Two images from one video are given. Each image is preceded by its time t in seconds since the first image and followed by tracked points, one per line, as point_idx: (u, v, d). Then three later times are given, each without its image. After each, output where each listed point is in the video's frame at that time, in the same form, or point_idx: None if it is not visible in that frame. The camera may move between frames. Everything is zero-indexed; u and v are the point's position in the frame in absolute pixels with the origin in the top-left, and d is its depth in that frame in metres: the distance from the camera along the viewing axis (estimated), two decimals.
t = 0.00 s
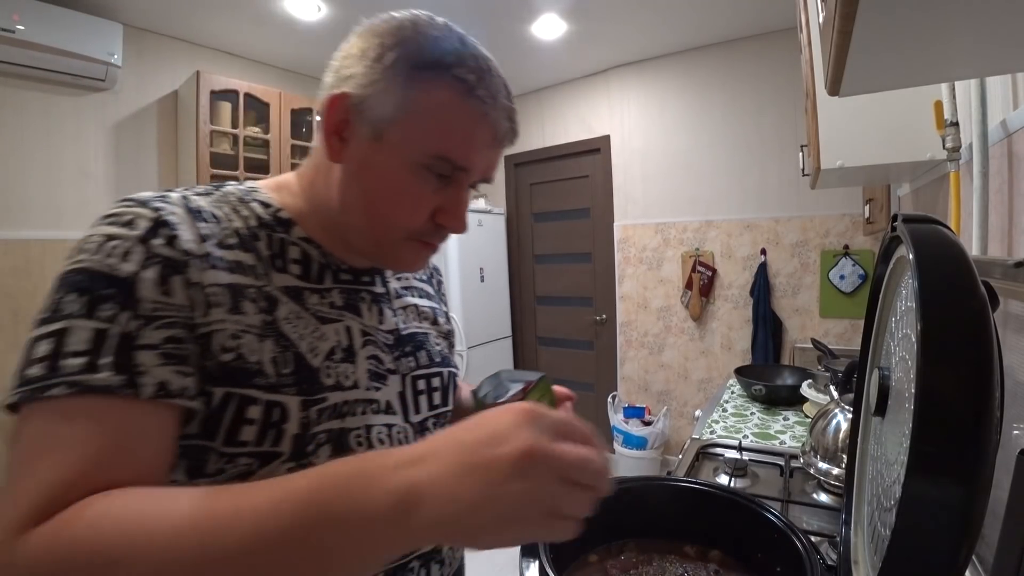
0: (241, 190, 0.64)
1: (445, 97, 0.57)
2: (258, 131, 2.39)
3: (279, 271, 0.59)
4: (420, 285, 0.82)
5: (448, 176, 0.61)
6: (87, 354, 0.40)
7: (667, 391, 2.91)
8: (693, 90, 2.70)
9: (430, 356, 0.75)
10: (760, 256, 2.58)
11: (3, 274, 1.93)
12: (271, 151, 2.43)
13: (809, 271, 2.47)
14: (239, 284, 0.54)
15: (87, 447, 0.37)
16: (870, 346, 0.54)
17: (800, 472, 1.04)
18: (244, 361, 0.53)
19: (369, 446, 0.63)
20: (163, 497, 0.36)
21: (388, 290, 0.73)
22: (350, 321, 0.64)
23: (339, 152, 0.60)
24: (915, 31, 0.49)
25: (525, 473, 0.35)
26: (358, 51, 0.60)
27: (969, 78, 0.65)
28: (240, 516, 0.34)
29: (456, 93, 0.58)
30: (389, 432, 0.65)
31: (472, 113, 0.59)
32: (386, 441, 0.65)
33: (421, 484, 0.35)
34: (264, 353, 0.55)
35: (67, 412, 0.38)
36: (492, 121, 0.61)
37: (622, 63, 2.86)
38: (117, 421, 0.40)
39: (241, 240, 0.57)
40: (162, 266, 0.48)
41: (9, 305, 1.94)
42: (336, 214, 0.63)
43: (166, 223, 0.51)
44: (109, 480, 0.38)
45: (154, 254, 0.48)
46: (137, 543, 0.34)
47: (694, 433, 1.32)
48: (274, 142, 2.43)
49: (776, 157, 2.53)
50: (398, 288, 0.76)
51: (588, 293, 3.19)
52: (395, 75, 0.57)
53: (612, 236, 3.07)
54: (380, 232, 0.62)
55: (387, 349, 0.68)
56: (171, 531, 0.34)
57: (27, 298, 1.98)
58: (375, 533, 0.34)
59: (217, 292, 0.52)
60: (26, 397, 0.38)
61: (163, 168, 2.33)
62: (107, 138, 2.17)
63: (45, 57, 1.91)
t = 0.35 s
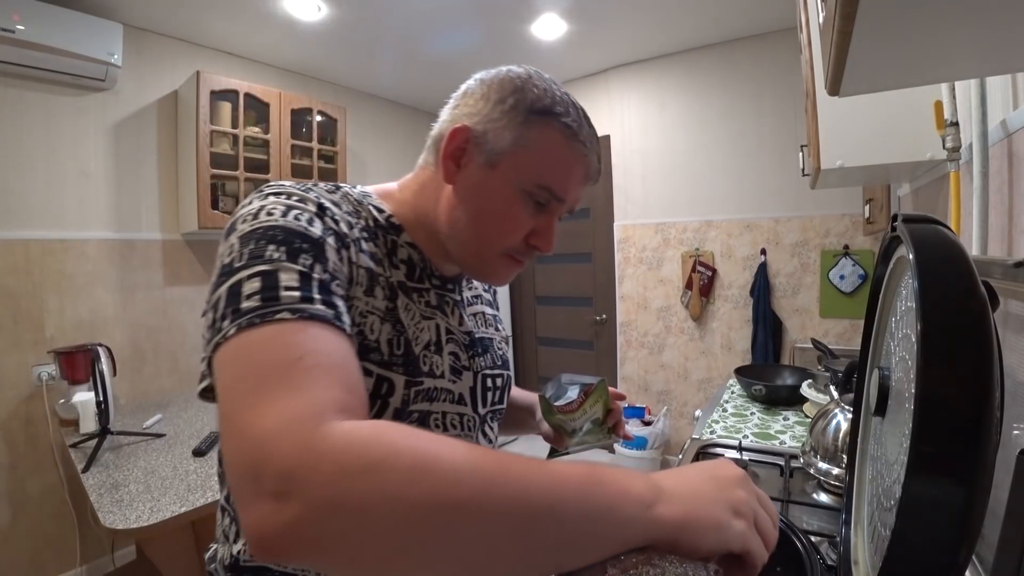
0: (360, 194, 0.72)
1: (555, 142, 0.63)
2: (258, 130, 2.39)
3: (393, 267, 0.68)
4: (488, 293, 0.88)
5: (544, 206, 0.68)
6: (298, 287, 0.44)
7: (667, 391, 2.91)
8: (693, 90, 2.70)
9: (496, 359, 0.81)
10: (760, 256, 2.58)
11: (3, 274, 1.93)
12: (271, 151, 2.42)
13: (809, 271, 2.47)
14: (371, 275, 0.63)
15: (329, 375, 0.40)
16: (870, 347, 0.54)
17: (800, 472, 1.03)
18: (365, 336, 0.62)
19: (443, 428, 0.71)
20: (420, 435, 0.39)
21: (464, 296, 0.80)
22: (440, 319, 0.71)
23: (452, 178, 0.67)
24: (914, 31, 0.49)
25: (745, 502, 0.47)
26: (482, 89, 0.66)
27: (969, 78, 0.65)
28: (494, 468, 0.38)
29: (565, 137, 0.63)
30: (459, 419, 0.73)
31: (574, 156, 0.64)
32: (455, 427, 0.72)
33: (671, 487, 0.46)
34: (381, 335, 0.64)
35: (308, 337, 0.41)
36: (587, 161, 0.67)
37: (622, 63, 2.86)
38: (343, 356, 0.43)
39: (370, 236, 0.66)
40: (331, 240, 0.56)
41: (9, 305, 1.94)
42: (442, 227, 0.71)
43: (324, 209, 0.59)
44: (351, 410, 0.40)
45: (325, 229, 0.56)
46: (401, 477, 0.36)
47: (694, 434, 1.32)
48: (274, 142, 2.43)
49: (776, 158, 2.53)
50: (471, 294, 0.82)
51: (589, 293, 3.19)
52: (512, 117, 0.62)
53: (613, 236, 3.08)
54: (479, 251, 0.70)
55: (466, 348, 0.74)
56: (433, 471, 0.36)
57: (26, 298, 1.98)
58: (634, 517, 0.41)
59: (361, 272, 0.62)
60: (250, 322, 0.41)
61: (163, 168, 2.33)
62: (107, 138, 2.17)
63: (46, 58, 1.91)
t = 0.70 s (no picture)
0: (388, 196, 0.72)
1: (575, 154, 0.63)
2: (258, 131, 2.39)
3: (418, 263, 0.69)
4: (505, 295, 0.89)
5: (562, 213, 0.68)
6: (343, 271, 0.45)
7: (667, 391, 2.91)
8: (693, 90, 2.70)
9: (511, 358, 0.82)
10: (760, 256, 2.58)
11: (3, 274, 1.93)
12: (271, 151, 2.42)
13: (809, 271, 2.47)
14: (400, 268, 0.64)
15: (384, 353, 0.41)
16: (869, 347, 0.54)
17: (800, 472, 1.04)
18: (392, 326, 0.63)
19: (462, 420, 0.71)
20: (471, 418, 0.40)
21: (483, 296, 0.81)
22: (460, 316, 0.72)
23: (476, 185, 0.67)
24: (915, 31, 0.49)
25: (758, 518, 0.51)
26: (507, 101, 0.66)
27: (969, 78, 0.65)
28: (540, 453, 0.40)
29: (584, 149, 0.63)
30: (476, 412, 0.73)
31: (592, 167, 0.65)
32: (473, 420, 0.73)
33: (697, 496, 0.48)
34: (406, 326, 0.65)
35: (360, 316, 0.42)
36: (603, 171, 0.67)
37: (622, 63, 2.85)
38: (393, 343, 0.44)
39: (399, 231, 0.67)
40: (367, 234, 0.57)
41: (9, 305, 1.94)
42: (464, 231, 0.71)
43: (359, 206, 0.60)
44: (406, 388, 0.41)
45: (361, 224, 0.57)
46: (453, 452, 0.37)
47: (694, 434, 1.32)
48: (274, 142, 2.43)
49: (776, 158, 2.53)
50: (490, 294, 0.83)
51: (589, 293, 3.19)
52: (536, 128, 0.62)
53: (613, 236, 3.08)
54: (498, 256, 0.70)
55: (484, 345, 0.76)
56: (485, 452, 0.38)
57: (26, 298, 1.98)
58: (663, 517, 0.44)
59: (392, 267, 0.62)
60: (301, 302, 0.42)
61: (163, 168, 2.33)
62: (107, 139, 2.17)
63: (46, 58, 1.91)
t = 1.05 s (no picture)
0: (377, 197, 0.73)
1: (568, 159, 0.66)
2: (258, 131, 2.39)
3: (406, 261, 0.69)
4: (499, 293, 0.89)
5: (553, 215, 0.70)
6: (287, 284, 0.47)
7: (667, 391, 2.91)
8: (693, 90, 2.70)
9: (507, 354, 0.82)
10: (760, 256, 2.58)
11: (3, 274, 1.93)
12: (271, 151, 2.42)
13: (809, 271, 2.47)
14: (385, 266, 0.64)
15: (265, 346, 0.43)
16: (870, 347, 0.54)
17: (800, 472, 1.04)
18: (376, 325, 0.63)
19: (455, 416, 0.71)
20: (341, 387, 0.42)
21: (476, 293, 0.80)
22: (449, 312, 0.73)
23: (469, 187, 0.67)
24: (916, 31, 0.49)
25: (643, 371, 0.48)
26: (498, 105, 0.68)
27: (969, 78, 0.65)
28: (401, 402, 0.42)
29: (576, 154, 0.66)
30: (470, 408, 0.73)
31: (583, 171, 0.68)
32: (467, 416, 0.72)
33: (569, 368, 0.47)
34: (393, 323, 0.65)
35: (257, 322, 0.44)
36: (592, 176, 0.70)
37: (622, 63, 2.86)
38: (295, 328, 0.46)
39: (383, 232, 0.68)
40: (337, 237, 0.57)
41: (9, 305, 1.94)
42: (456, 233, 0.71)
43: (335, 207, 0.61)
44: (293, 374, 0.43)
45: (331, 227, 0.57)
46: (323, 425, 0.40)
47: (694, 434, 1.32)
48: (274, 143, 2.43)
49: (776, 158, 2.53)
50: (482, 291, 0.83)
51: (589, 293, 3.19)
52: (531, 134, 0.64)
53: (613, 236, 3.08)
54: (490, 256, 0.71)
55: (475, 341, 0.76)
56: (351, 411, 0.41)
57: (26, 298, 1.98)
58: (533, 409, 0.44)
59: (370, 266, 0.62)
60: (239, 310, 0.44)
61: (163, 168, 2.33)
62: (107, 139, 2.17)
63: (46, 58, 1.91)
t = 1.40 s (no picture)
0: (346, 198, 0.73)
1: (540, 156, 0.64)
2: (258, 131, 2.39)
3: (374, 262, 0.68)
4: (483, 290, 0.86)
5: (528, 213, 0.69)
6: (248, 312, 0.51)
7: (667, 391, 2.91)
8: (693, 90, 2.70)
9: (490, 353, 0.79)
10: (760, 256, 2.58)
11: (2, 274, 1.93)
12: (272, 151, 2.42)
13: (809, 271, 2.47)
14: (346, 270, 0.64)
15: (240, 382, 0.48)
16: (870, 347, 0.54)
17: (800, 472, 1.04)
18: (341, 330, 0.63)
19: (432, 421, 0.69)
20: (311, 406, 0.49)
21: (456, 291, 0.78)
22: (423, 313, 0.70)
23: (438, 189, 0.66)
24: (916, 30, 0.49)
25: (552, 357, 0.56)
26: (464, 99, 0.66)
27: (969, 78, 0.65)
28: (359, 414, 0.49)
29: (549, 151, 0.65)
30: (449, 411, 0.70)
31: (557, 168, 0.66)
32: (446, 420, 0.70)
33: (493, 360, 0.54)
34: (359, 327, 0.64)
35: (230, 362, 0.49)
36: (567, 171, 0.69)
37: (622, 64, 2.86)
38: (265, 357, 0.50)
39: (347, 236, 0.67)
40: (296, 249, 0.58)
41: (9, 305, 1.94)
42: (426, 234, 0.70)
43: (295, 215, 0.61)
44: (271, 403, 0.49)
45: (290, 239, 0.58)
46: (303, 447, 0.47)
47: (694, 434, 1.32)
48: (274, 142, 2.43)
49: (776, 158, 2.53)
50: (464, 289, 0.80)
51: (589, 293, 3.19)
52: (500, 132, 0.63)
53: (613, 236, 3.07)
54: (465, 258, 0.69)
55: (453, 342, 0.73)
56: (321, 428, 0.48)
57: (26, 298, 1.98)
58: (466, 402, 0.52)
59: (330, 273, 0.62)
60: (203, 343, 0.49)
61: (163, 168, 2.33)
62: (107, 139, 2.17)
63: (46, 58, 1.92)
